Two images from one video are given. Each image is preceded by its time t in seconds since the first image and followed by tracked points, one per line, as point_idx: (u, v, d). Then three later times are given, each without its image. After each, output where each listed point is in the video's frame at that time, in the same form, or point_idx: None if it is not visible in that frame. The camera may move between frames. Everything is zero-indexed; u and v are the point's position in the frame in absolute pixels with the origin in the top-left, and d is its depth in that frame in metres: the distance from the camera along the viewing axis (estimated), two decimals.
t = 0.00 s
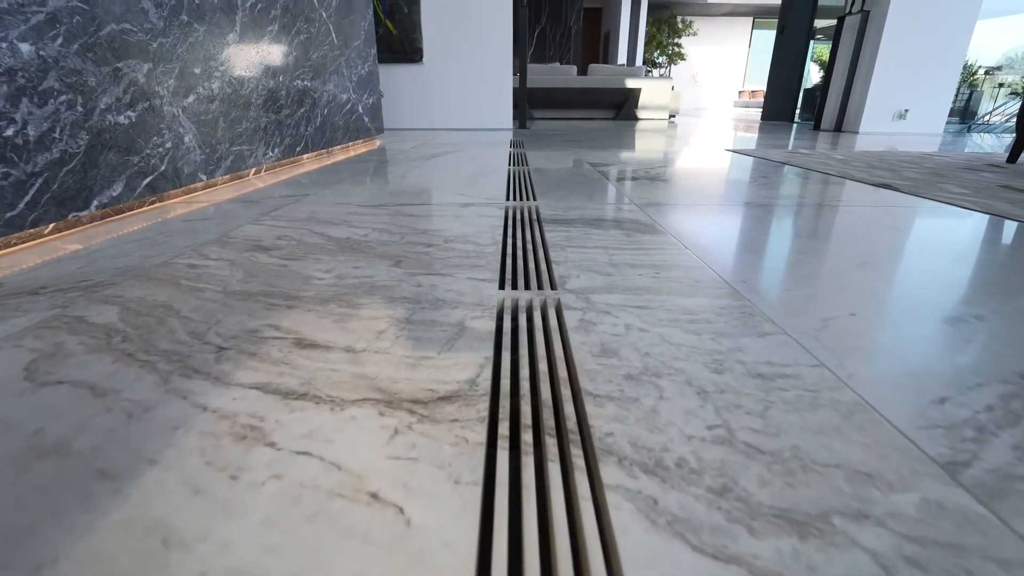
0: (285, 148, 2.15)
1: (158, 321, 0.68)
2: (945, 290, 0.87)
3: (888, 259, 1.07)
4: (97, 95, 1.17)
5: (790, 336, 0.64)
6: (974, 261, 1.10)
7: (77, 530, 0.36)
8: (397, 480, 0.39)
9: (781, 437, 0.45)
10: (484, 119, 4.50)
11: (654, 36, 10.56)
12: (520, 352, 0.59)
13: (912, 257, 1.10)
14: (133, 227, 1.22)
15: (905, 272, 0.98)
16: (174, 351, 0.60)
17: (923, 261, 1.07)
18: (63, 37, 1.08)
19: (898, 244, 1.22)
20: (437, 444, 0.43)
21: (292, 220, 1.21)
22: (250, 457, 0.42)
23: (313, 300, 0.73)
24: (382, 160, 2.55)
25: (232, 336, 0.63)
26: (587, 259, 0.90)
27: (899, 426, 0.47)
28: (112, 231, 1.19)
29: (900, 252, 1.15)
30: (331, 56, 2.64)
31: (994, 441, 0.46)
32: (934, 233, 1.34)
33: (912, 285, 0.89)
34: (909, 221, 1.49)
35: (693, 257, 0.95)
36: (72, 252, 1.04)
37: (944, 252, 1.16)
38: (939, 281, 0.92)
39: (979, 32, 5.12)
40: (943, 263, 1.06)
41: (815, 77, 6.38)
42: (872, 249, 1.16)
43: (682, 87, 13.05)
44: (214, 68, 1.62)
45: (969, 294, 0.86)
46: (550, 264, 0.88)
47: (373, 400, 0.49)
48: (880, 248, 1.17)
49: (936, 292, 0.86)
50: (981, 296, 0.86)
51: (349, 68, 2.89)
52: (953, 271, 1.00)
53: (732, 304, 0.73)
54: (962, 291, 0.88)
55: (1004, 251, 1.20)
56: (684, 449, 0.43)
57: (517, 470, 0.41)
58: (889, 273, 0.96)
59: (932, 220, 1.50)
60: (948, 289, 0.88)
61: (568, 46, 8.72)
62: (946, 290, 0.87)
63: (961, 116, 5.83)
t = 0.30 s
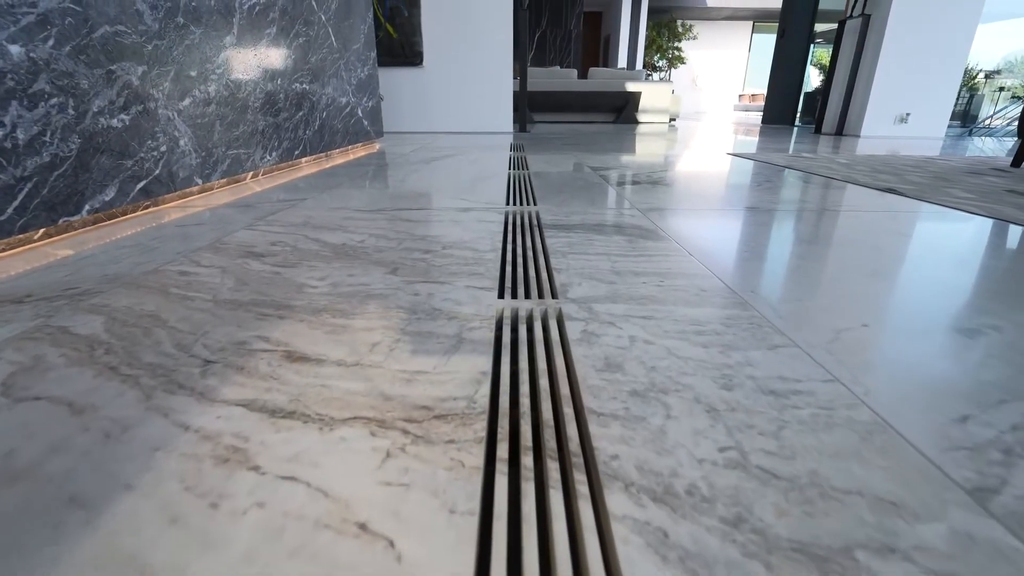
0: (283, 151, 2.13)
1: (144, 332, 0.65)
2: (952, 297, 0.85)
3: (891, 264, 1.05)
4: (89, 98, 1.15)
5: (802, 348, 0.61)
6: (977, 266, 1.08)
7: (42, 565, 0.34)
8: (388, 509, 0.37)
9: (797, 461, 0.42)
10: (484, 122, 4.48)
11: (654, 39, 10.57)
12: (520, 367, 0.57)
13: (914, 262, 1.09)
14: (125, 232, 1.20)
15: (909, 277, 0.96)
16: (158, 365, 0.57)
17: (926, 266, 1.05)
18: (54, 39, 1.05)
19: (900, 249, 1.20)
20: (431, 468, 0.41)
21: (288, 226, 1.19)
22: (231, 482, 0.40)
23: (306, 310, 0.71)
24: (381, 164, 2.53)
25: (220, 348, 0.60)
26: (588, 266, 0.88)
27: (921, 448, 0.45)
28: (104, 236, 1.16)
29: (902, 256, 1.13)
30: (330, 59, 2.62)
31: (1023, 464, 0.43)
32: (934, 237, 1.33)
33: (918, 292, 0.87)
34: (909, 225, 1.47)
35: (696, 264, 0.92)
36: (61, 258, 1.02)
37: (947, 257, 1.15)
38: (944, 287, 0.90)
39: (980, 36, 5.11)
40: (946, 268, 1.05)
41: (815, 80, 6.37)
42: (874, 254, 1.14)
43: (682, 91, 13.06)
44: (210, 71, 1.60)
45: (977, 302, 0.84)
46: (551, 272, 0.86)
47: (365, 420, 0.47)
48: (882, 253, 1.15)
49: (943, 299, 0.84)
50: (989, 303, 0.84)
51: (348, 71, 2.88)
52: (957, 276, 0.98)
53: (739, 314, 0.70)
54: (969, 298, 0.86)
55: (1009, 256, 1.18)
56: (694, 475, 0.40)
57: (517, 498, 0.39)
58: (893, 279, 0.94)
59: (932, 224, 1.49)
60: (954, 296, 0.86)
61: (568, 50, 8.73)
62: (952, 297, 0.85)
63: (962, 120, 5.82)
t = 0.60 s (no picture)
0: (280, 155, 2.11)
1: (130, 343, 0.63)
2: (962, 304, 0.83)
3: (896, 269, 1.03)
4: (81, 101, 1.13)
5: (814, 362, 0.59)
6: (982, 271, 1.06)
7: None
8: (379, 541, 0.34)
9: (815, 487, 0.40)
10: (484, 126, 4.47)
11: (653, 43, 10.58)
12: (520, 381, 0.54)
13: (918, 266, 1.07)
14: (118, 238, 1.18)
15: (915, 283, 0.94)
16: (142, 380, 0.55)
17: (931, 271, 1.03)
18: (44, 41, 1.03)
19: (903, 253, 1.18)
20: (425, 495, 0.38)
21: (284, 231, 1.17)
22: (212, 510, 0.37)
23: (298, 320, 0.68)
24: (380, 167, 2.51)
25: (207, 362, 0.58)
26: (590, 274, 0.86)
27: (944, 470, 0.42)
28: (96, 242, 1.14)
29: (906, 261, 1.11)
30: (329, 62, 2.60)
31: None
32: (937, 241, 1.31)
33: (925, 298, 0.85)
34: (911, 228, 1.45)
35: (699, 271, 0.89)
36: (50, 264, 0.99)
37: (952, 261, 1.13)
38: (951, 293, 0.88)
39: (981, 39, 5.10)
40: (951, 272, 1.03)
41: (815, 84, 6.37)
42: (876, 259, 1.12)
43: (682, 94, 13.06)
44: (206, 74, 1.58)
45: (987, 309, 0.82)
46: (551, 279, 0.83)
47: (356, 440, 0.44)
48: (885, 258, 1.13)
49: (952, 306, 0.82)
50: (1000, 310, 0.82)
51: (347, 74, 2.86)
52: (963, 281, 0.96)
53: (747, 324, 0.68)
54: (977, 305, 0.84)
55: (1014, 260, 1.17)
56: (706, 503, 0.37)
57: (518, 528, 0.36)
58: (899, 284, 0.92)
59: (934, 227, 1.47)
60: (962, 303, 0.84)
61: (568, 53, 8.72)
62: (961, 304, 0.83)
63: (963, 123, 5.80)
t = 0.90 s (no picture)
0: (278, 159, 2.09)
1: (114, 356, 0.61)
2: (971, 312, 0.81)
3: (899, 275, 1.01)
4: (73, 104, 1.11)
5: (827, 377, 0.56)
6: (987, 276, 1.05)
7: None
8: None
9: (835, 517, 0.37)
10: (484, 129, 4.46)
11: (653, 47, 10.59)
12: (521, 397, 0.52)
13: (922, 272, 1.05)
14: (110, 243, 1.15)
15: (920, 289, 0.92)
16: (124, 395, 0.52)
17: (936, 277, 1.01)
18: (35, 43, 1.01)
19: (906, 258, 1.16)
20: (418, 527, 0.35)
21: (279, 237, 1.14)
22: (190, 543, 0.35)
23: (290, 331, 0.66)
24: (380, 171, 2.49)
25: (194, 376, 0.56)
26: (593, 282, 0.83)
27: (972, 498, 0.40)
28: (88, 247, 1.12)
29: (908, 266, 1.09)
30: (328, 66, 2.59)
31: None
32: (939, 245, 1.29)
33: (932, 306, 0.83)
34: (913, 232, 1.43)
35: (702, 279, 0.87)
36: (39, 270, 0.97)
37: (956, 266, 1.11)
38: (958, 301, 0.86)
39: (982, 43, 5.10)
40: (955, 277, 1.01)
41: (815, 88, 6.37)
42: (878, 264, 1.10)
43: (682, 97, 13.07)
44: (202, 77, 1.56)
45: (998, 317, 0.80)
46: (553, 287, 0.81)
47: (346, 463, 0.42)
48: (888, 263, 1.11)
49: (960, 315, 0.79)
50: (1011, 318, 0.79)
51: (347, 77, 2.84)
52: (969, 287, 0.94)
53: (756, 336, 0.65)
54: (985, 312, 0.83)
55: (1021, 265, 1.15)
56: (720, 536, 0.35)
57: (518, 563, 0.34)
58: (904, 292, 0.90)
59: (935, 231, 1.45)
60: (970, 310, 0.82)
61: (568, 56, 8.73)
62: (968, 312, 0.81)
63: (964, 127, 5.79)
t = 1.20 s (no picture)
0: (276, 163, 2.07)
1: (99, 370, 0.58)
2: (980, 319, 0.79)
3: (903, 279, 1.00)
4: (64, 108, 1.08)
5: (840, 392, 0.54)
6: (991, 280, 1.03)
7: None
8: None
9: (858, 550, 0.35)
10: (484, 132, 4.44)
11: (653, 50, 10.60)
12: (521, 414, 0.49)
13: (925, 276, 1.03)
14: (102, 249, 1.13)
15: (924, 295, 0.90)
16: (106, 413, 0.50)
17: (940, 281, 0.99)
18: (25, 46, 0.99)
19: (907, 262, 1.14)
20: (411, 563, 0.33)
21: (275, 242, 1.12)
22: None
23: (281, 342, 0.63)
24: (378, 175, 2.47)
25: (180, 392, 0.53)
26: (595, 290, 0.81)
27: (1004, 527, 0.37)
28: (79, 253, 1.09)
29: (910, 270, 1.07)
30: (327, 69, 2.57)
31: None
32: (941, 248, 1.27)
33: (939, 312, 0.81)
34: (914, 236, 1.42)
35: (705, 286, 0.84)
36: (27, 278, 0.95)
37: (958, 269, 1.10)
38: (963, 306, 0.85)
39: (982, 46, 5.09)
40: (958, 281, 1.00)
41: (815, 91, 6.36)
42: (880, 268, 1.08)
43: (682, 101, 13.08)
44: (198, 80, 1.54)
45: (1008, 324, 0.78)
46: (554, 296, 0.79)
47: (335, 488, 0.39)
48: (890, 267, 1.09)
49: (969, 321, 0.78)
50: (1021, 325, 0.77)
51: (345, 80, 2.83)
52: (974, 293, 0.93)
53: (765, 347, 0.63)
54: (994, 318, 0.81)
55: None
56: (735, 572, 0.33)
57: None
58: (908, 297, 0.88)
59: (937, 235, 1.43)
60: (978, 317, 0.80)
61: (568, 60, 8.72)
62: (976, 318, 0.79)
63: (965, 130, 5.78)
